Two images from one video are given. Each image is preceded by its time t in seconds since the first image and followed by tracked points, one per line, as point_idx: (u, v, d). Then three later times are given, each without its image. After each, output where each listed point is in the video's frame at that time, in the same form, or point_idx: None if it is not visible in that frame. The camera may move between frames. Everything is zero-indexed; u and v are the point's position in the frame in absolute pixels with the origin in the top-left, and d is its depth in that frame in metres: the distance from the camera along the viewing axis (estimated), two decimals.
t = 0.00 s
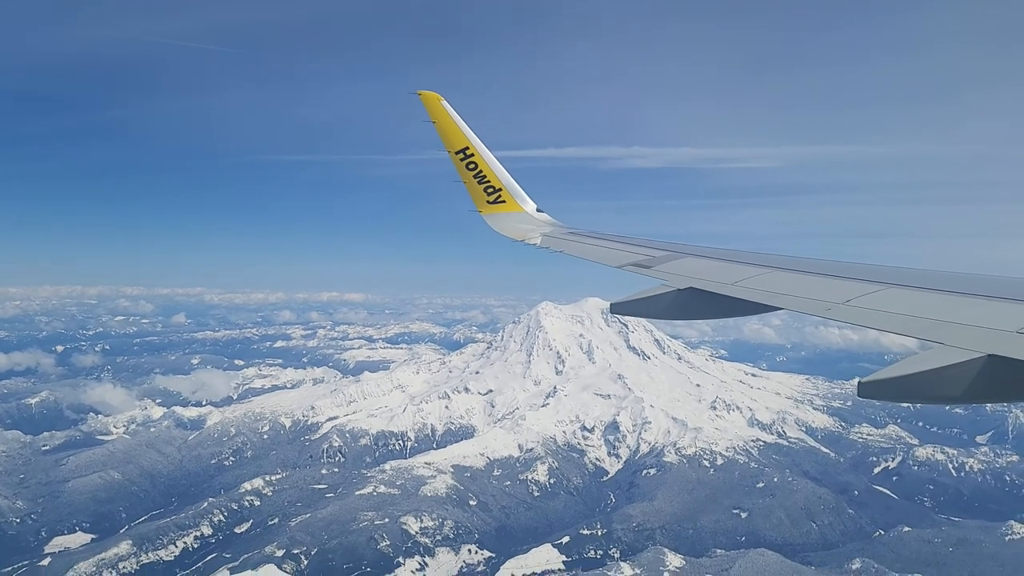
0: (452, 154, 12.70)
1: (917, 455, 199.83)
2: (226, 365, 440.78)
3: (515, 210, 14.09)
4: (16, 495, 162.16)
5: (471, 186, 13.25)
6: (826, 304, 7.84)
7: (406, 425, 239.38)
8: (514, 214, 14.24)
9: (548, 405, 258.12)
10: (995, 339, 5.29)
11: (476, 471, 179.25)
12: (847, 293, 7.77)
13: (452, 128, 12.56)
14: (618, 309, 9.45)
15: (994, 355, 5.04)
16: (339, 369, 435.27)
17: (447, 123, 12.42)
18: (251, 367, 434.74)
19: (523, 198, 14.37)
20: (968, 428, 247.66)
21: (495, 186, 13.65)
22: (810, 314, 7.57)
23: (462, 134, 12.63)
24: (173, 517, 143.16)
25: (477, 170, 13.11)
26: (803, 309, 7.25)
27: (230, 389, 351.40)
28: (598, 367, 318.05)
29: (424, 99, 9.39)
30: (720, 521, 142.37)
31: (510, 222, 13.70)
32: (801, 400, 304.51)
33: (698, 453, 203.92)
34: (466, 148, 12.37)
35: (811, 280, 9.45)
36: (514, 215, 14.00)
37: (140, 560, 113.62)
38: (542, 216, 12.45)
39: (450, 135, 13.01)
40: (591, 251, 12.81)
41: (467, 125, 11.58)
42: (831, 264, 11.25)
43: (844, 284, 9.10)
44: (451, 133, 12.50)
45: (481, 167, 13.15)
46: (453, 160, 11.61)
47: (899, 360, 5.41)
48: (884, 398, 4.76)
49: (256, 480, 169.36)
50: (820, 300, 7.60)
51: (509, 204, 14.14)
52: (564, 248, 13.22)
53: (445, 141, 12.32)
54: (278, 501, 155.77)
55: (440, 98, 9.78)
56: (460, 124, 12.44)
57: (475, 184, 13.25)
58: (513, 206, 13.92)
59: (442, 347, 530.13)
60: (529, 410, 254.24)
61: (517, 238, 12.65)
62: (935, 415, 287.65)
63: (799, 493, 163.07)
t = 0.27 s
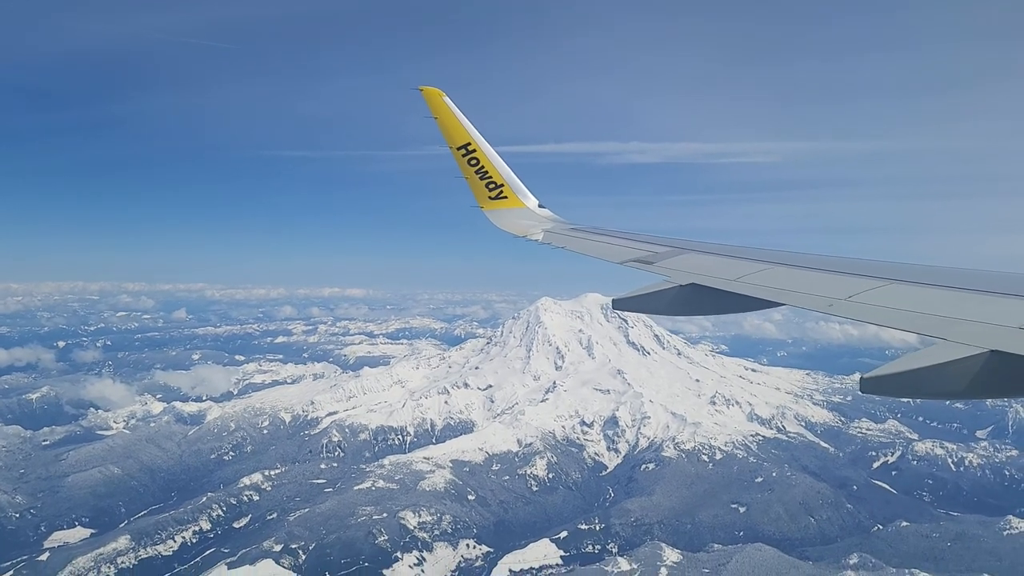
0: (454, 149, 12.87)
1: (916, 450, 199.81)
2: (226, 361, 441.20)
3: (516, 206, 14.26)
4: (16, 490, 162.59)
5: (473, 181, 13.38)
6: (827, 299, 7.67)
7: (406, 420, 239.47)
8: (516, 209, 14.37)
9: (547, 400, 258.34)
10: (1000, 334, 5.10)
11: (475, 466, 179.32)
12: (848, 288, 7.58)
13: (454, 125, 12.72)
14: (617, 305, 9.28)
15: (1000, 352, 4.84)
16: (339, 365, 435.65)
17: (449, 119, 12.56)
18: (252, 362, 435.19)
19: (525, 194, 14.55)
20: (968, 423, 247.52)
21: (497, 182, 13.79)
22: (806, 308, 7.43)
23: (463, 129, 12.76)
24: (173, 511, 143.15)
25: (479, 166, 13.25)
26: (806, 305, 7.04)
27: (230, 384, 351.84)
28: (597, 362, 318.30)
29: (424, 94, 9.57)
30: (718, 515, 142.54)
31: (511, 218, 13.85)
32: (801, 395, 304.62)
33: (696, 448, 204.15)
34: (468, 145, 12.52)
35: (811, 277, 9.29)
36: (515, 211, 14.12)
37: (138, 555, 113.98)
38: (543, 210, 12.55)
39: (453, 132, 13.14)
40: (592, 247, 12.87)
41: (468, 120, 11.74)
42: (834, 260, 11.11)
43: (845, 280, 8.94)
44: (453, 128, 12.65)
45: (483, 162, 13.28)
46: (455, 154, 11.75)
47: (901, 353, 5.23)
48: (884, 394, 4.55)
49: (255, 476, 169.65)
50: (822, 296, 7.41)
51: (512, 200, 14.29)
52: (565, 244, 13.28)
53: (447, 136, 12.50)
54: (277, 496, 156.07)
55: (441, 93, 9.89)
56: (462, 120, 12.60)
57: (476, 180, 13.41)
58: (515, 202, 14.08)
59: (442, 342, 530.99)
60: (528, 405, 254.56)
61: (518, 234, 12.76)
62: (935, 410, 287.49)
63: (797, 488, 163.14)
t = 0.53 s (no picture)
0: (455, 138, 12.24)
1: (916, 440, 199.92)
2: (227, 350, 441.93)
3: (519, 195, 13.64)
4: (17, 479, 162.99)
5: (474, 171, 12.76)
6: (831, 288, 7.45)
7: (406, 410, 239.56)
8: (518, 199, 13.78)
9: (547, 390, 258.56)
10: (1010, 327, 4.90)
11: (474, 455, 179.63)
12: (852, 277, 7.33)
13: (455, 112, 12.04)
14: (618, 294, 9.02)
15: (1009, 347, 4.65)
16: (339, 354, 435.86)
17: (450, 106, 11.91)
18: (252, 352, 435.45)
19: (528, 182, 13.91)
20: (968, 413, 247.52)
21: (499, 171, 13.17)
22: (810, 298, 7.21)
23: (466, 119, 12.21)
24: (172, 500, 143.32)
25: (480, 155, 12.61)
26: (807, 295, 6.84)
27: (230, 374, 352.02)
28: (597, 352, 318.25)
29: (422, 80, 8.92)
30: (717, 505, 142.90)
31: (514, 207, 13.28)
32: (801, 385, 304.71)
33: (696, 438, 204.44)
34: (470, 133, 11.84)
35: (815, 263, 9.05)
36: (518, 201, 13.52)
37: (139, 543, 114.47)
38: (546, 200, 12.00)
39: (454, 119, 12.48)
40: (596, 237, 12.37)
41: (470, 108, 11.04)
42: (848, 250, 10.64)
43: (848, 266, 8.67)
44: (455, 117, 12.03)
45: (485, 152, 12.62)
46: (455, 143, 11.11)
47: (909, 344, 5.04)
48: (888, 383, 4.35)
49: (255, 465, 170.02)
50: (824, 285, 7.20)
51: (514, 189, 13.69)
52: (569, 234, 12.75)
53: (448, 125, 11.80)
54: (277, 486, 156.44)
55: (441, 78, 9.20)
56: (465, 108, 11.90)
57: (477, 169, 12.78)
58: (517, 191, 13.44)
59: (442, 332, 531.02)
60: (528, 394, 254.82)
61: (520, 225, 12.20)
62: (935, 399, 287.53)
63: (796, 477, 163.21)
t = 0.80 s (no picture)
0: (459, 128, 11.89)
1: (916, 429, 199.69)
2: (229, 340, 442.69)
3: (522, 184, 13.37)
4: (20, 467, 164.03)
5: (478, 162, 12.46)
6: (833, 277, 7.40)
7: (406, 399, 240.08)
8: (521, 188, 13.48)
9: (547, 379, 258.76)
10: (1010, 315, 4.86)
11: (474, 445, 180.14)
12: (855, 266, 7.25)
13: (459, 100, 11.72)
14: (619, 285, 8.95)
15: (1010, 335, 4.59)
16: (341, 344, 436.31)
17: (453, 94, 11.53)
18: (254, 341, 436.11)
19: (531, 172, 13.64)
20: (970, 402, 247.12)
21: (502, 160, 12.86)
22: (811, 287, 7.16)
23: (471, 108, 11.90)
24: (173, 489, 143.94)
25: (484, 145, 12.29)
26: (809, 284, 6.78)
27: (232, 363, 352.64)
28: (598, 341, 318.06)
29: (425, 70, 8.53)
30: (716, 494, 143.18)
31: (517, 197, 13.00)
32: (802, 373, 304.42)
33: (696, 427, 204.69)
34: (474, 123, 11.53)
35: (817, 251, 8.98)
36: (521, 190, 13.24)
37: (140, 532, 115.32)
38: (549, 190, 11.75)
39: (457, 108, 12.14)
40: (601, 226, 12.14)
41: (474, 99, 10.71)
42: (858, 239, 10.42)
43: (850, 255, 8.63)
44: (458, 107, 11.67)
45: (488, 142, 12.29)
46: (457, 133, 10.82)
47: (912, 335, 4.98)
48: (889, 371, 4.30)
49: (255, 454, 170.63)
50: (828, 273, 7.13)
51: (517, 179, 13.40)
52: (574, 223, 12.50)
53: (451, 115, 11.45)
54: (277, 475, 157.01)
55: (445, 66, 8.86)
56: (468, 97, 11.52)
57: (480, 159, 12.48)
58: (521, 180, 13.11)
59: (444, 322, 530.77)
60: (528, 383, 255.05)
61: (524, 214, 11.93)
62: (937, 388, 287.08)
63: (795, 467, 163.18)
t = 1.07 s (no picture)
0: (463, 117, 12.46)
1: (917, 419, 199.53)
2: (232, 329, 443.30)
3: (526, 174, 13.93)
4: (22, 457, 164.95)
5: (482, 151, 13.02)
6: (838, 267, 7.42)
7: (407, 389, 240.17)
8: (525, 177, 14.04)
9: (548, 369, 258.71)
10: (1015, 304, 4.87)
11: (474, 434, 180.42)
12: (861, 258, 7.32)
13: (464, 92, 12.27)
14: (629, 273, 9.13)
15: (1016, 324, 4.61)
16: (343, 334, 436.50)
17: (458, 85, 12.06)
18: (256, 331, 436.52)
19: (536, 162, 14.19)
20: (972, 392, 246.68)
21: (506, 150, 13.49)
22: (818, 279, 7.15)
23: (475, 101, 12.47)
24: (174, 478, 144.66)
25: (488, 135, 12.85)
26: (817, 273, 6.87)
27: (234, 353, 353.02)
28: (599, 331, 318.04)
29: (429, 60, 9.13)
30: (716, 484, 143.39)
31: (521, 186, 13.62)
32: (804, 363, 304.27)
33: (696, 417, 204.85)
34: (477, 114, 12.11)
35: (824, 244, 9.02)
36: (526, 178, 13.81)
37: (141, 521, 116.28)
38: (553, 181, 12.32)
39: (462, 100, 12.69)
40: (603, 216, 12.77)
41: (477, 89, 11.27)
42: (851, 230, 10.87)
43: (858, 247, 8.63)
44: (462, 96, 12.22)
45: (492, 131, 12.81)
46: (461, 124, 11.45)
47: (919, 326, 4.98)
48: (894, 362, 4.37)
49: (256, 444, 171.21)
50: (836, 265, 7.18)
51: (522, 168, 13.97)
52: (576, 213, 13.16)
53: (455, 104, 11.99)
54: (278, 464, 157.68)
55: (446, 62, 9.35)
56: (472, 87, 12.05)
57: (486, 148, 13.04)
58: (524, 170, 13.67)
59: (446, 312, 530.78)
60: (529, 373, 255.12)
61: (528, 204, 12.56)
62: (939, 378, 286.55)
63: (795, 457, 163.26)
